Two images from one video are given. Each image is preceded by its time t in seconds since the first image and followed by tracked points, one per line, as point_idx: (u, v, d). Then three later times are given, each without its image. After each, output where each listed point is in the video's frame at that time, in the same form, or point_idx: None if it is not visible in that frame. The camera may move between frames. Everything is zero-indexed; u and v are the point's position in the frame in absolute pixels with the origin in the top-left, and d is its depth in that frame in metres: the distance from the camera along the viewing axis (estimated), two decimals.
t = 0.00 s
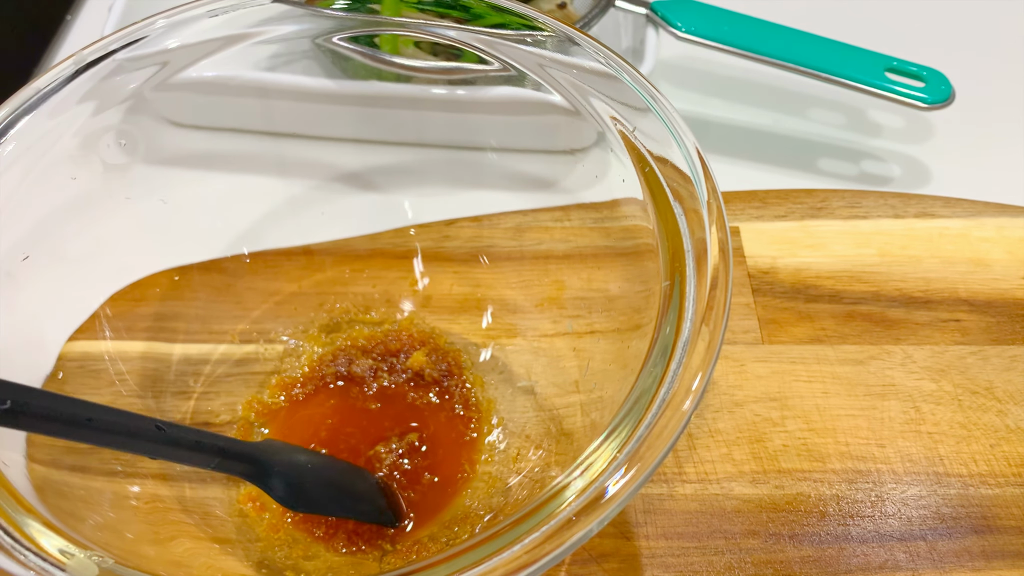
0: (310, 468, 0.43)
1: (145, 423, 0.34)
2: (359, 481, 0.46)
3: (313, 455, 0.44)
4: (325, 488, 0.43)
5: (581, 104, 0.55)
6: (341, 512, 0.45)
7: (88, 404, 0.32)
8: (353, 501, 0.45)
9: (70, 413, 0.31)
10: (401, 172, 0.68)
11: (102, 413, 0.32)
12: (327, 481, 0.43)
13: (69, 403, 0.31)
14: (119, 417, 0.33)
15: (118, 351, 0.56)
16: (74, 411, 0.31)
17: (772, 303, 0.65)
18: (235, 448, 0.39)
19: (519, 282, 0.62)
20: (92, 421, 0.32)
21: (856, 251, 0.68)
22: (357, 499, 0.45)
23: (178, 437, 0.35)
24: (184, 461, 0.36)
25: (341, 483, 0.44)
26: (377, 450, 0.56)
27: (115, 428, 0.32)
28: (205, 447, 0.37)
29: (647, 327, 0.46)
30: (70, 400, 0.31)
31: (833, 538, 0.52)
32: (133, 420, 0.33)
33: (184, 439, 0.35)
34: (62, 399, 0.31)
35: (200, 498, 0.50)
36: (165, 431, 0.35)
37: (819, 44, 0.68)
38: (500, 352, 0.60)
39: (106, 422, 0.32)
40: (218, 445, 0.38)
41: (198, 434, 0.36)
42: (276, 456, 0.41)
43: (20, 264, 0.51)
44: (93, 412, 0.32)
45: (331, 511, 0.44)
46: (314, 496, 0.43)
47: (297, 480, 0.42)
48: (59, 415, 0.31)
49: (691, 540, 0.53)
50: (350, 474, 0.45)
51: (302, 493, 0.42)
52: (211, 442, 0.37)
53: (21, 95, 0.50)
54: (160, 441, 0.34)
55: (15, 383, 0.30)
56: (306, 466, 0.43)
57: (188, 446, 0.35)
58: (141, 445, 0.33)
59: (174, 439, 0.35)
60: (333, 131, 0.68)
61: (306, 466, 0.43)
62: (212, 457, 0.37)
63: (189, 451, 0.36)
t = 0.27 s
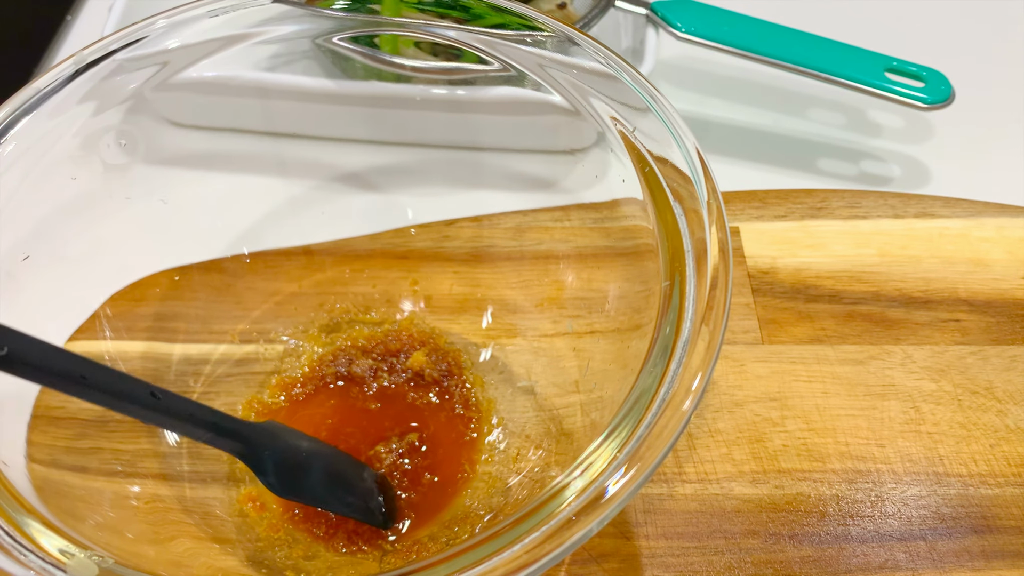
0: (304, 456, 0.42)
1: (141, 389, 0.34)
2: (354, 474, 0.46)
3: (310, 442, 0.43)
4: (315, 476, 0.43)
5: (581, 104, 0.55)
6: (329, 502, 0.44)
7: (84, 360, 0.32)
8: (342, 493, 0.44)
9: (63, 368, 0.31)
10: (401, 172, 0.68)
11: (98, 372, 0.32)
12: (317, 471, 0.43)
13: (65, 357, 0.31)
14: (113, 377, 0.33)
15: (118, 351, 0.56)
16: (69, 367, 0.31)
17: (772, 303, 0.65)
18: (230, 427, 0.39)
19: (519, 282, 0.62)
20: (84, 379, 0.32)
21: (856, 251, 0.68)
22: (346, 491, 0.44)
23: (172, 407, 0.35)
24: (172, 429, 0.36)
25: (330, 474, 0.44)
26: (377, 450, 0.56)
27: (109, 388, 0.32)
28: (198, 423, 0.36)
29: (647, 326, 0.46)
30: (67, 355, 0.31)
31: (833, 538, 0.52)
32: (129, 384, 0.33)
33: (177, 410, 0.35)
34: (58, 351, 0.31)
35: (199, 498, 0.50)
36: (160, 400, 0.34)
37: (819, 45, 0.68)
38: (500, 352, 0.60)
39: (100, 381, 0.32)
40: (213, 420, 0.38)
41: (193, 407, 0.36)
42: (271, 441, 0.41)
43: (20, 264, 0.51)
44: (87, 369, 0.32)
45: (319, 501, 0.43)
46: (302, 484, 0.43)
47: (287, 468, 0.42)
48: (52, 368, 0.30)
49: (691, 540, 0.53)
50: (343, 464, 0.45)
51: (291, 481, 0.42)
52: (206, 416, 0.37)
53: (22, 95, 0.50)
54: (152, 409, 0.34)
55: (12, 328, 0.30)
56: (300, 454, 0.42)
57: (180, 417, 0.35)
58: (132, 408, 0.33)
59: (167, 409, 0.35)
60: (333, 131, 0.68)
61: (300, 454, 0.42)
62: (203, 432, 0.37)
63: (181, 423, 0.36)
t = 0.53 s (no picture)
0: (303, 444, 0.45)
1: (147, 353, 0.37)
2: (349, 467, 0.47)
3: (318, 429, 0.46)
4: (308, 463, 0.45)
5: (581, 104, 0.55)
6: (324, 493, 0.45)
7: (97, 319, 0.36)
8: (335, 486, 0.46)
9: (74, 322, 0.35)
10: (401, 172, 0.68)
11: (106, 331, 0.36)
12: (313, 460, 0.45)
13: (79, 313, 0.35)
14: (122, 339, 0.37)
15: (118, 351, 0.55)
16: (80, 322, 0.35)
17: (772, 303, 0.65)
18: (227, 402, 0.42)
19: (519, 282, 0.62)
20: (93, 334, 0.35)
21: (856, 251, 0.68)
22: (341, 482, 0.46)
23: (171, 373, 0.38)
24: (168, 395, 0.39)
25: (324, 463, 0.46)
26: (377, 450, 0.56)
27: (111, 347, 0.36)
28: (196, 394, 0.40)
29: (647, 327, 0.46)
30: (80, 312, 0.35)
31: (833, 538, 0.52)
32: (137, 346, 0.37)
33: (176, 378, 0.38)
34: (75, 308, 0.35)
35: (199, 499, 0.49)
36: (162, 365, 0.38)
37: (819, 45, 0.68)
38: (500, 352, 0.60)
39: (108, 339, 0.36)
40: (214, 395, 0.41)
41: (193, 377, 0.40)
42: (272, 422, 0.44)
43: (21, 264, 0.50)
44: (97, 327, 0.36)
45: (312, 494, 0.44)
46: (298, 472, 0.44)
47: (283, 454, 0.44)
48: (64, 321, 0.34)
49: (691, 540, 0.53)
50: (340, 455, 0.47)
51: (286, 467, 0.44)
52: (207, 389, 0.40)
53: (22, 95, 0.50)
54: (153, 372, 0.37)
55: (36, 281, 0.34)
56: (299, 441, 0.45)
57: (177, 384, 0.39)
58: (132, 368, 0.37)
59: (167, 374, 0.38)
60: (333, 131, 0.68)
61: (299, 441, 0.45)
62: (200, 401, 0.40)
63: (178, 389, 0.39)
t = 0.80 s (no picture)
0: (304, 433, 0.46)
1: (161, 323, 0.38)
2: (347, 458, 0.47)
3: (322, 417, 0.47)
4: (307, 451, 0.45)
5: (581, 104, 0.55)
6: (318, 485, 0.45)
7: (115, 282, 0.37)
8: (332, 477, 0.46)
9: (92, 283, 0.36)
10: (401, 172, 0.68)
11: (123, 296, 0.37)
12: (312, 451, 0.46)
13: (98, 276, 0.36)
14: (137, 303, 0.37)
15: (118, 352, 0.55)
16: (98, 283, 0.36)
17: (772, 304, 0.65)
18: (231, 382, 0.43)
19: (519, 282, 0.62)
20: (107, 297, 0.36)
21: (856, 251, 0.68)
22: (336, 475, 0.46)
23: (181, 346, 0.39)
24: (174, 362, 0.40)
25: (322, 454, 0.46)
26: (377, 450, 0.56)
27: (126, 311, 0.37)
28: (202, 367, 0.41)
29: (647, 327, 0.46)
30: (100, 272, 0.36)
31: (833, 538, 0.52)
32: (152, 315, 0.38)
33: (184, 350, 0.39)
34: (96, 269, 0.36)
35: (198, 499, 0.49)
36: (173, 336, 0.39)
37: (819, 45, 0.68)
38: (500, 352, 0.60)
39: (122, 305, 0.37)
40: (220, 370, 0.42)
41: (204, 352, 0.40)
42: (278, 406, 0.45)
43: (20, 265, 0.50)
44: (114, 290, 0.36)
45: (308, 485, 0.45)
46: (297, 462, 0.45)
47: (283, 442, 0.45)
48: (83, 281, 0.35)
49: (691, 540, 0.53)
50: (340, 447, 0.47)
51: (285, 456, 0.44)
52: (214, 363, 0.41)
53: (23, 94, 0.50)
54: (162, 343, 0.38)
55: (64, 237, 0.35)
56: (300, 430, 0.45)
57: (184, 357, 0.39)
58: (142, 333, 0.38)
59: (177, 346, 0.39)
60: (333, 131, 0.68)
61: (300, 430, 0.45)
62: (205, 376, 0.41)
63: (186, 362, 0.40)
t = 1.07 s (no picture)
0: (306, 428, 0.46)
1: (168, 313, 0.40)
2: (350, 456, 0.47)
3: (325, 413, 0.47)
4: (309, 447, 0.46)
5: (581, 104, 0.55)
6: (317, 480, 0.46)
7: (125, 270, 0.40)
8: (332, 474, 0.46)
9: (102, 270, 0.38)
10: (401, 172, 0.68)
11: (131, 284, 0.39)
12: (313, 447, 0.46)
13: (108, 262, 0.39)
14: (145, 291, 0.40)
15: (118, 351, 0.56)
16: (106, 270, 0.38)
17: (772, 303, 0.65)
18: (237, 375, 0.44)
19: (519, 282, 0.62)
20: (116, 283, 0.39)
21: (856, 251, 0.68)
22: (338, 472, 0.46)
23: (185, 335, 0.41)
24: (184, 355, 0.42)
25: (324, 450, 0.46)
26: (377, 451, 0.56)
27: (134, 297, 0.39)
28: (207, 358, 0.42)
29: (647, 327, 0.46)
30: (113, 261, 0.39)
31: (833, 538, 0.52)
32: (161, 303, 0.40)
33: (188, 339, 0.41)
34: (108, 256, 0.39)
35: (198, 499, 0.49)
36: (181, 325, 0.41)
37: (819, 45, 0.68)
38: (500, 352, 0.60)
39: (128, 290, 0.39)
40: (226, 363, 0.43)
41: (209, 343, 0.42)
42: (282, 400, 0.45)
43: (20, 264, 0.50)
44: (123, 277, 0.39)
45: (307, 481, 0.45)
46: (297, 458, 0.45)
47: (283, 438, 0.45)
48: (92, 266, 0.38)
49: (691, 540, 0.53)
50: (342, 444, 0.47)
51: (285, 451, 0.45)
52: (219, 356, 0.43)
53: (23, 94, 0.50)
54: (168, 331, 0.40)
55: (80, 226, 0.38)
56: (301, 425, 0.45)
57: (189, 347, 0.41)
58: (148, 319, 0.40)
59: (183, 335, 0.41)
60: (333, 131, 0.68)
61: (301, 425, 0.46)
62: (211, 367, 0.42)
63: (192, 352, 0.41)
